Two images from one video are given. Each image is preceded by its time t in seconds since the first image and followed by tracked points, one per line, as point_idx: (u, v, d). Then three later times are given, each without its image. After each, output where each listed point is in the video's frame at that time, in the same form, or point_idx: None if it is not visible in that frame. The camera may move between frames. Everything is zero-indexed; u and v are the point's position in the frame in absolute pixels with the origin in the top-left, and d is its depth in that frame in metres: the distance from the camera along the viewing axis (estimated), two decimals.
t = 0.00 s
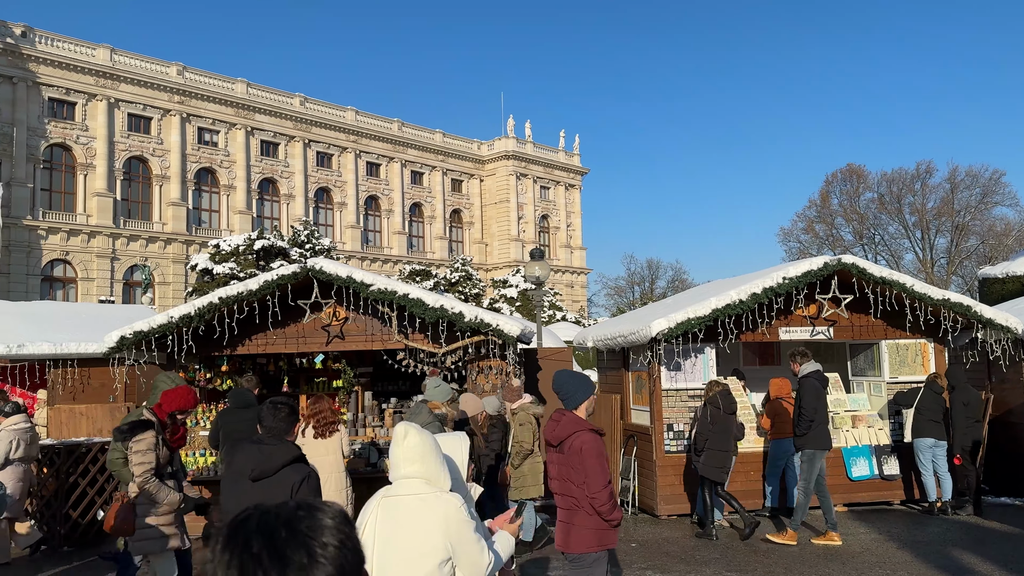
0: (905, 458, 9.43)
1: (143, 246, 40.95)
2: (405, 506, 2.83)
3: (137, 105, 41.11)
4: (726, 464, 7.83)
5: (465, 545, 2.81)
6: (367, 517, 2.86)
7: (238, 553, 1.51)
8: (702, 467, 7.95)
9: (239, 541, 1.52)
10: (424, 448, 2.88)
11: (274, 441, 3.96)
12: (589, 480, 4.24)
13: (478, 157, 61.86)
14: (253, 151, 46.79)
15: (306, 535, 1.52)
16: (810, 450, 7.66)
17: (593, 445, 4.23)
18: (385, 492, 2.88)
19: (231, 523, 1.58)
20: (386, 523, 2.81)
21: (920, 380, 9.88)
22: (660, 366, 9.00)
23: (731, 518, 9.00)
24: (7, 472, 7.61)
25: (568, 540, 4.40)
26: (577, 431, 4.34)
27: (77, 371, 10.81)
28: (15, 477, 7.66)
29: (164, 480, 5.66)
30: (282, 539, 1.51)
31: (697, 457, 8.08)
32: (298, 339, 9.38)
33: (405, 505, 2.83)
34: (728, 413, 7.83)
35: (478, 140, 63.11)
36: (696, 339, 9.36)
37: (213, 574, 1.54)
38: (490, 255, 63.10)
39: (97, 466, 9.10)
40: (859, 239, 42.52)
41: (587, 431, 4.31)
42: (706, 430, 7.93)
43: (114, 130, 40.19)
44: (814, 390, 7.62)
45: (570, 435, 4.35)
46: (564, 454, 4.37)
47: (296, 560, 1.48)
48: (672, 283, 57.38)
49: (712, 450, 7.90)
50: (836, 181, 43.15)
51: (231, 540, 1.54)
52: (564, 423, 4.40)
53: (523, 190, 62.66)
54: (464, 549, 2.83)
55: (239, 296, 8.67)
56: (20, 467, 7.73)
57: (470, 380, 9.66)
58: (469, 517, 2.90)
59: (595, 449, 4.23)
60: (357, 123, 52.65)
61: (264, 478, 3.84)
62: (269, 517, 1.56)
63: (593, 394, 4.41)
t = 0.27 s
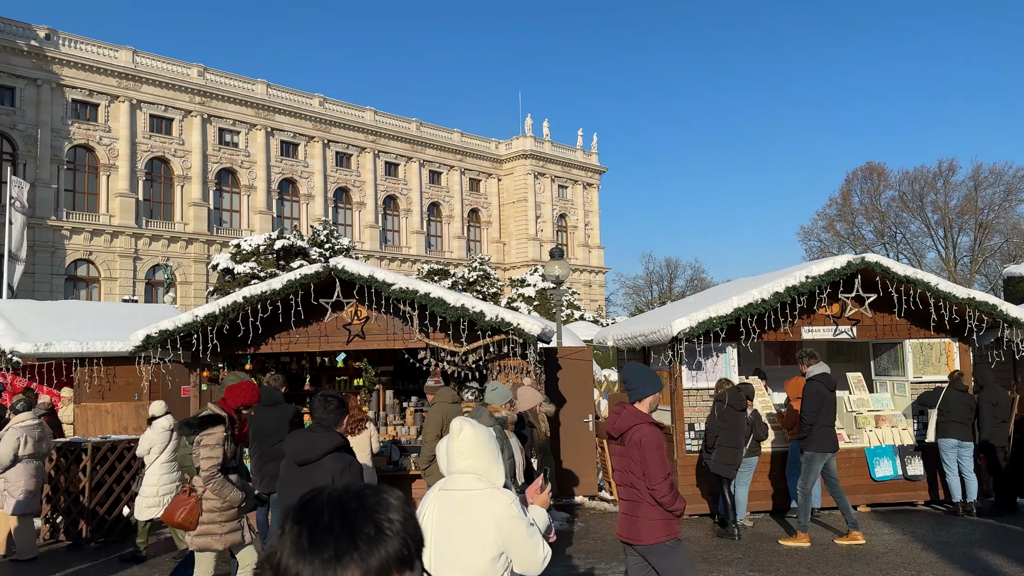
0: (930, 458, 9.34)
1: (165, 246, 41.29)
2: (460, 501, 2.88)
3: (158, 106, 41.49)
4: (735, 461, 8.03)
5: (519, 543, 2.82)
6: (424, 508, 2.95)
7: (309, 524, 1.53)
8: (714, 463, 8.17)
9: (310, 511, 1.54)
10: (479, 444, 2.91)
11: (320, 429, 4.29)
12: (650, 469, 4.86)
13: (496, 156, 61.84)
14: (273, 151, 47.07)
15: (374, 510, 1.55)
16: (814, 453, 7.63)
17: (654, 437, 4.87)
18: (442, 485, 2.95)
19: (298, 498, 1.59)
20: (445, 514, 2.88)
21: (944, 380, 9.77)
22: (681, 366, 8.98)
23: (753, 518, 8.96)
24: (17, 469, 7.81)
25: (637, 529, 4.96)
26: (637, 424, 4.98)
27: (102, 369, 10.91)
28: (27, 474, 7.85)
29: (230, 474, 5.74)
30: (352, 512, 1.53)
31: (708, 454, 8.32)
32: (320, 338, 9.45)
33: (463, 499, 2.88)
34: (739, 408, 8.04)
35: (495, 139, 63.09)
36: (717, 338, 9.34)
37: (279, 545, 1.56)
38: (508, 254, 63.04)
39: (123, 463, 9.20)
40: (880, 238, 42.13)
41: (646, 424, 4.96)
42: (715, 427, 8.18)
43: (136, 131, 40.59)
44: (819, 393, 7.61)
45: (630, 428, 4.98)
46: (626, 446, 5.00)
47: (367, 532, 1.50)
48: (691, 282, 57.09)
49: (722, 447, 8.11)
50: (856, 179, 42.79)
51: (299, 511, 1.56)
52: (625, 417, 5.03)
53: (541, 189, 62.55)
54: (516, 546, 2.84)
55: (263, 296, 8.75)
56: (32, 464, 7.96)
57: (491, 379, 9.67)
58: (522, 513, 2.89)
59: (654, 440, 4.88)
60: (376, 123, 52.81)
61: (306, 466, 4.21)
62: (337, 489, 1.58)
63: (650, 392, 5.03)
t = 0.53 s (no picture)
0: (956, 458, 9.27)
1: (187, 246, 41.68)
2: (508, 494, 2.96)
3: (180, 107, 41.91)
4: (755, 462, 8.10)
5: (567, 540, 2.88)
6: (475, 500, 3.06)
7: (370, 501, 1.59)
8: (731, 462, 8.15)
9: (372, 491, 1.61)
10: (527, 436, 2.98)
11: (367, 428, 4.65)
12: (720, 472, 4.71)
13: (514, 155, 61.83)
14: (294, 151, 47.38)
15: (433, 492, 1.61)
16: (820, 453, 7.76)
17: (726, 440, 4.73)
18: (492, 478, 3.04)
19: (361, 477, 1.67)
20: (494, 505, 2.98)
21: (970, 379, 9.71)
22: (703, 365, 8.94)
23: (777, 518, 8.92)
24: (26, 467, 7.97)
25: (703, 531, 4.80)
26: (707, 427, 4.84)
27: (128, 367, 11.03)
28: (37, 471, 8.00)
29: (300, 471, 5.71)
30: (411, 492, 1.60)
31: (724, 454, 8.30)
32: (342, 337, 9.51)
33: (512, 493, 2.96)
34: (755, 407, 8.00)
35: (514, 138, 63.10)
36: (739, 337, 9.30)
37: (342, 521, 1.64)
38: (527, 253, 62.99)
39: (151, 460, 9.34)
40: (903, 236, 41.72)
41: (718, 427, 4.81)
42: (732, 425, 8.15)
43: (159, 131, 41.05)
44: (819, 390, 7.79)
45: (702, 430, 4.84)
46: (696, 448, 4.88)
47: (425, 512, 1.57)
48: (711, 281, 56.81)
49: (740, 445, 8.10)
50: (877, 177, 42.44)
51: (362, 490, 1.63)
52: (696, 419, 4.89)
53: (560, 188, 62.46)
54: (562, 539, 2.90)
55: (286, 294, 8.83)
56: (43, 462, 8.10)
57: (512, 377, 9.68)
58: (565, 506, 2.94)
59: (726, 443, 4.74)
60: (395, 123, 52.98)
61: (360, 461, 4.61)
62: (399, 472, 1.64)
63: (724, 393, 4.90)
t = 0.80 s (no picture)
0: (982, 459, 9.17)
1: (210, 244, 42.07)
2: (538, 490, 3.00)
3: (202, 107, 42.30)
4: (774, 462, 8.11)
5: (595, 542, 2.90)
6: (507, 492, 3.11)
7: (419, 484, 1.75)
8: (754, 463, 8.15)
9: (420, 475, 1.77)
10: (556, 432, 3.04)
11: (418, 421, 4.68)
12: (792, 461, 4.94)
13: (533, 153, 61.79)
14: (315, 151, 47.66)
15: (479, 479, 1.77)
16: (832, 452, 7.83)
17: (796, 430, 4.96)
18: (522, 474, 3.09)
19: (410, 464, 1.83)
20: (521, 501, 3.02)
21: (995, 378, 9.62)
22: (725, 363, 8.90)
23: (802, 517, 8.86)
24: (42, 461, 8.24)
25: (769, 522, 4.99)
26: (773, 419, 5.09)
27: (153, 364, 11.17)
28: (51, 464, 8.28)
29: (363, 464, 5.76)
30: (459, 478, 1.76)
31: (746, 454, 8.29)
32: (365, 335, 9.59)
33: (541, 489, 3.00)
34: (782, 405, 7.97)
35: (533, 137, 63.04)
36: (762, 335, 9.26)
37: (391, 503, 1.80)
38: (546, 252, 62.91)
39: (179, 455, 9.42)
40: (926, 234, 41.26)
41: (784, 417, 5.06)
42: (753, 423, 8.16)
43: (182, 131, 41.46)
44: (829, 388, 7.84)
45: (768, 422, 5.10)
46: (758, 440, 5.13)
47: (471, 495, 1.72)
48: (731, 280, 56.51)
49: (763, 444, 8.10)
50: (901, 175, 42.02)
51: (411, 475, 1.79)
52: (763, 410, 5.15)
53: (579, 186, 62.33)
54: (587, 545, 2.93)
55: (309, 293, 8.92)
56: (58, 455, 8.40)
57: (532, 375, 9.69)
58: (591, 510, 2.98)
59: (796, 434, 4.96)
60: (415, 122, 53.11)
61: (411, 451, 4.60)
62: (447, 461, 1.80)
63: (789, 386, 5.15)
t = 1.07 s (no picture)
0: (1011, 459, 9.05)
1: (233, 243, 42.44)
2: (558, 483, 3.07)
3: (225, 107, 42.69)
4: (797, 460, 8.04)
5: (601, 548, 2.95)
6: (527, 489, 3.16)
7: (459, 476, 1.86)
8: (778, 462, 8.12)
9: (459, 468, 1.89)
10: (575, 429, 3.15)
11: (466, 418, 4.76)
12: (856, 462, 4.82)
13: (553, 151, 61.70)
14: (336, 150, 47.91)
15: (516, 472, 1.88)
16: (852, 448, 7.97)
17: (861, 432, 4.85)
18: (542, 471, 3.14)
19: (449, 459, 1.94)
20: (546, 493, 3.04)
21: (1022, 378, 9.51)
22: (748, 362, 8.86)
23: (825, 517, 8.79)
24: (56, 457, 8.34)
25: (828, 522, 4.92)
26: (838, 420, 5.00)
27: (179, 361, 11.33)
28: (66, 461, 8.39)
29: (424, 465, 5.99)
30: (497, 470, 1.87)
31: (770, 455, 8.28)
32: (387, 332, 9.64)
33: (556, 481, 3.07)
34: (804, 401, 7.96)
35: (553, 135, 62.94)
36: (786, 334, 9.20)
37: (431, 494, 1.90)
38: (566, 250, 62.80)
39: (205, 449, 9.46)
40: (952, 231, 40.74)
41: (849, 420, 4.97)
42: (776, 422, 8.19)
43: (205, 131, 41.88)
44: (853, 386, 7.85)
45: (833, 423, 5.00)
46: (822, 441, 5.02)
47: (508, 485, 1.82)
48: (753, 278, 56.12)
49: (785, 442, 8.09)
50: (925, 172, 41.56)
51: (450, 468, 1.90)
52: (829, 412, 5.05)
53: (599, 184, 62.16)
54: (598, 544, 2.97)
55: (333, 291, 8.98)
56: (72, 452, 8.50)
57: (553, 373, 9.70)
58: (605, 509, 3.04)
59: (861, 436, 4.84)
60: (435, 120, 53.21)
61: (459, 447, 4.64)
62: (485, 456, 1.91)
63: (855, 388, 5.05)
